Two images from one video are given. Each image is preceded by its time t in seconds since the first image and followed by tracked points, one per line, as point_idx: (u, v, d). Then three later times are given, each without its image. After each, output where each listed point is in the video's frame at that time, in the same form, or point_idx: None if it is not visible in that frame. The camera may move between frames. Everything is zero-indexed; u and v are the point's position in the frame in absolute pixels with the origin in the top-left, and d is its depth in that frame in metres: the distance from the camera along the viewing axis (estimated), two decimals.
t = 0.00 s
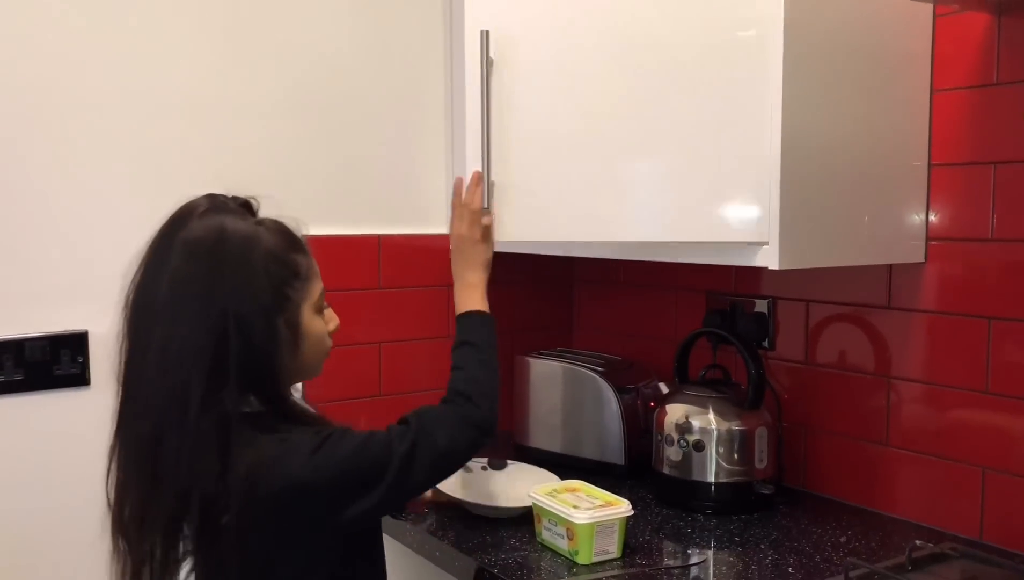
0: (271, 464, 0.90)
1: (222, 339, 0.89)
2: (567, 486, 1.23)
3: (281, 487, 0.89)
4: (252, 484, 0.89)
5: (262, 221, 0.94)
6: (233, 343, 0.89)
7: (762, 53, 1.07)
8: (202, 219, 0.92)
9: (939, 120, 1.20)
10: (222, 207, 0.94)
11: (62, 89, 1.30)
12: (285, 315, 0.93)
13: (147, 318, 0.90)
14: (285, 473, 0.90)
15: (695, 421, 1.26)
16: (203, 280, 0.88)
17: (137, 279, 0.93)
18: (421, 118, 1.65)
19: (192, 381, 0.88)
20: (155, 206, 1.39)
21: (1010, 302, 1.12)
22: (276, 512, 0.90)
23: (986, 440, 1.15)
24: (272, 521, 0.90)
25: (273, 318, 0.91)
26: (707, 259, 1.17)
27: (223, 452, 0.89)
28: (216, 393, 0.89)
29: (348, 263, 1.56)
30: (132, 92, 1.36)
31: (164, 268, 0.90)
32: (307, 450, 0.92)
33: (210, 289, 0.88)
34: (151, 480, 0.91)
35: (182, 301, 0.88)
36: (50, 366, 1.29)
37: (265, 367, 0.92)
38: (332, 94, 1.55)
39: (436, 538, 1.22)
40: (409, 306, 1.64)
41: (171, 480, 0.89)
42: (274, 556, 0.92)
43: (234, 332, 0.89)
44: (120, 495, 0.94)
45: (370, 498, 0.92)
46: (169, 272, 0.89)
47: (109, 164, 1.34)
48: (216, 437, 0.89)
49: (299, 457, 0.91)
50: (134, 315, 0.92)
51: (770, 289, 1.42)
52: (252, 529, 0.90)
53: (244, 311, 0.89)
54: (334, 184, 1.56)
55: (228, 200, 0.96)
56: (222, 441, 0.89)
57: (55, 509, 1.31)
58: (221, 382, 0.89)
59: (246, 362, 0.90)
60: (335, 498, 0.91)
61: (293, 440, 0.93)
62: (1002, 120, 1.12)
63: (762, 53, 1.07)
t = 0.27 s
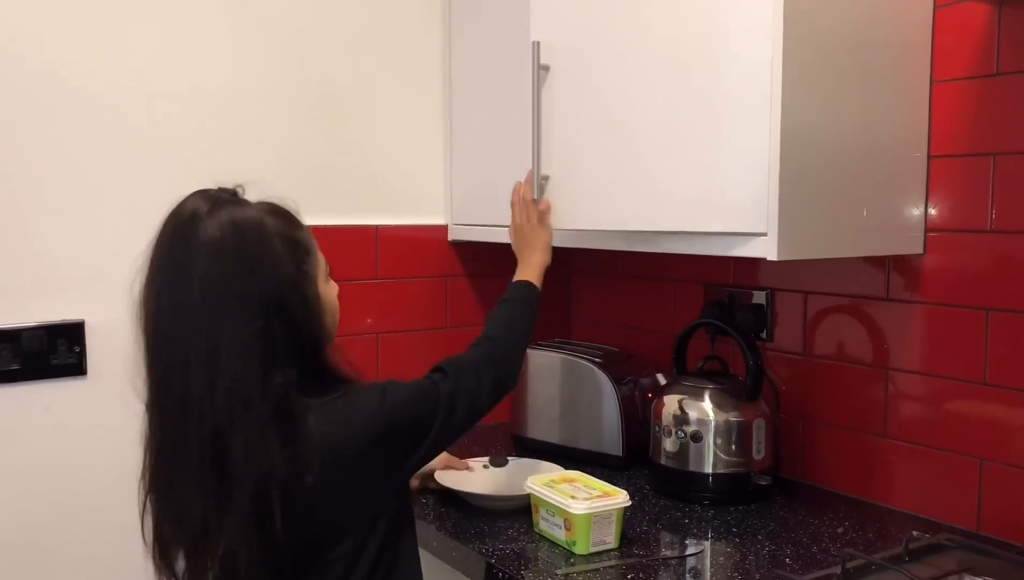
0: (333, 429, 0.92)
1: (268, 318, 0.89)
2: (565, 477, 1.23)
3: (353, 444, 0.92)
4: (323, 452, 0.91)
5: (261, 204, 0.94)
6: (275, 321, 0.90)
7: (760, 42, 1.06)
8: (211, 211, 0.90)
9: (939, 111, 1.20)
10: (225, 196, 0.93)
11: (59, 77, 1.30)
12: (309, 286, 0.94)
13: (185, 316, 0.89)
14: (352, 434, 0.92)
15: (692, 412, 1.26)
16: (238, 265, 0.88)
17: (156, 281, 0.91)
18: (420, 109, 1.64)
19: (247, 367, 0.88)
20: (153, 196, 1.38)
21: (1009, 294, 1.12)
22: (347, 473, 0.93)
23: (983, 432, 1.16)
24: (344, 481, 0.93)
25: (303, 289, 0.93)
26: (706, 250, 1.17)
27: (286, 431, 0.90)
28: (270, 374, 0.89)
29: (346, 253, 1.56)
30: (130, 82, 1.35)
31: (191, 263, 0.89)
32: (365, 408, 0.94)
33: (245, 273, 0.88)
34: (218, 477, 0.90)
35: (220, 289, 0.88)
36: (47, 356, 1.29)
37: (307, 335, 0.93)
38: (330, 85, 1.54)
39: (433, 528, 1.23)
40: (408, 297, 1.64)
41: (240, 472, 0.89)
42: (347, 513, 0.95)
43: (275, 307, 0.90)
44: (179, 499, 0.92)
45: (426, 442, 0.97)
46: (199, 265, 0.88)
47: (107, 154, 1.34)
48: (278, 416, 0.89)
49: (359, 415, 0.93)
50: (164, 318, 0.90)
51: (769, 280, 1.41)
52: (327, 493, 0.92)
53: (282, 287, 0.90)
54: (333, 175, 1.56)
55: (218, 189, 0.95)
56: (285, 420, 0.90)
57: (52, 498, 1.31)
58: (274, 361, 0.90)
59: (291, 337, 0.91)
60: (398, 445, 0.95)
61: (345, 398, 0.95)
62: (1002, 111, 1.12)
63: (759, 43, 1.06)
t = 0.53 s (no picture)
0: (303, 423, 0.96)
1: (258, 307, 0.94)
2: (559, 472, 1.23)
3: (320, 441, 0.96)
4: (290, 443, 0.95)
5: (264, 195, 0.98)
6: (267, 311, 0.95)
7: (755, 36, 1.06)
8: (216, 197, 0.95)
9: (934, 106, 1.19)
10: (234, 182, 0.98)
11: (52, 70, 1.29)
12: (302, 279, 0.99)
13: (179, 304, 0.94)
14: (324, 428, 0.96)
15: (686, 407, 1.26)
16: (234, 254, 0.93)
17: (156, 262, 0.96)
18: (415, 103, 1.64)
19: (234, 352, 0.93)
20: (147, 189, 1.38)
21: (1004, 290, 1.12)
22: (315, 465, 0.97)
23: (977, 427, 1.15)
24: (308, 474, 0.97)
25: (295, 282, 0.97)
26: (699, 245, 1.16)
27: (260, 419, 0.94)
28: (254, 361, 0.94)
29: (340, 248, 1.55)
30: (123, 74, 1.35)
31: (191, 247, 0.93)
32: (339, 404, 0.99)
33: (243, 261, 0.93)
34: (189, 462, 0.95)
35: (218, 276, 0.92)
36: (40, 350, 1.28)
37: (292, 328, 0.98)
38: (325, 78, 1.54)
39: (427, 523, 1.22)
40: (403, 291, 1.64)
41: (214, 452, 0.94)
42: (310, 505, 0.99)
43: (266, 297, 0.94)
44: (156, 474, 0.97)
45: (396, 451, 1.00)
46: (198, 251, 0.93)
47: (101, 147, 1.33)
48: (254, 404, 0.94)
49: (331, 412, 0.97)
50: (162, 299, 0.95)
51: (764, 275, 1.41)
52: (291, 482, 0.97)
53: (276, 277, 0.95)
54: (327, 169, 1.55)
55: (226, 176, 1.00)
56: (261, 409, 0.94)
57: (45, 493, 1.31)
58: (259, 350, 0.95)
59: (275, 329, 0.96)
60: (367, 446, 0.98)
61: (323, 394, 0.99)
62: (997, 105, 1.12)
63: (755, 37, 1.06)
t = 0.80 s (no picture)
0: (302, 436, 0.99)
1: (254, 328, 0.98)
2: (557, 465, 1.22)
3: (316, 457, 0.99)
4: (286, 458, 0.98)
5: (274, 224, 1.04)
6: (268, 329, 0.99)
7: (753, 25, 1.05)
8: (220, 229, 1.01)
9: (935, 96, 1.18)
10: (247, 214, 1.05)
11: (47, 62, 1.28)
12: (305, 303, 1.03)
13: (189, 323, 0.99)
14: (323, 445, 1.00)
15: (685, 401, 1.25)
16: (231, 280, 0.98)
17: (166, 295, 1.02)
18: (412, 95, 1.63)
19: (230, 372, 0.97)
20: (143, 182, 1.37)
21: (1005, 282, 1.11)
22: (311, 482, 0.99)
23: (977, 420, 1.15)
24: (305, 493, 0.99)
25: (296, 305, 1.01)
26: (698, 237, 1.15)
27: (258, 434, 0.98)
28: (251, 380, 0.98)
29: (337, 241, 1.55)
30: (118, 66, 1.34)
31: (193, 276, 0.99)
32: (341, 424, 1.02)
33: (239, 285, 0.98)
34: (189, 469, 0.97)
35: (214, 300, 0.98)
36: (36, 343, 1.28)
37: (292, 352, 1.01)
38: (322, 70, 1.53)
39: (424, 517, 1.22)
40: (401, 285, 1.63)
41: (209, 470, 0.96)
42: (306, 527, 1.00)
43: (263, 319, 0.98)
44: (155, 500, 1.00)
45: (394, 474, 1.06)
46: (199, 278, 0.99)
47: (96, 140, 1.33)
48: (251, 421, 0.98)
49: (332, 431, 1.01)
50: (167, 327, 1.01)
51: (763, 268, 1.40)
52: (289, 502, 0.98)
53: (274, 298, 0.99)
54: (325, 162, 1.54)
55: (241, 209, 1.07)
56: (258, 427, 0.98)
57: (40, 487, 1.30)
58: (256, 369, 0.99)
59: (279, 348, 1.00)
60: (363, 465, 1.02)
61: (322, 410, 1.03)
62: (999, 96, 1.11)
63: (755, 26, 1.05)
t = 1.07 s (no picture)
0: (300, 459, 0.98)
1: (246, 353, 0.99)
2: (558, 460, 1.22)
3: (313, 480, 0.98)
4: (280, 477, 0.98)
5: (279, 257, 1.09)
6: (262, 354, 1.00)
7: (755, 18, 1.04)
8: (219, 262, 1.03)
9: (938, 89, 1.18)
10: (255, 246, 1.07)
11: (47, 57, 1.28)
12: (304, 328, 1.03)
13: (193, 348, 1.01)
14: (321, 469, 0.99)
15: (687, 395, 1.25)
16: (224, 307, 1.00)
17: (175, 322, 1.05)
18: (414, 89, 1.63)
19: (225, 394, 0.99)
20: (144, 177, 1.37)
21: (1009, 276, 1.11)
22: (304, 504, 0.99)
23: (980, 415, 1.14)
24: (299, 514, 0.99)
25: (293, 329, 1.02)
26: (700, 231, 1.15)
27: (253, 455, 0.98)
28: (245, 402, 0.99)
29: (339, 236, 1.54)
30: (119, 61, 1.34)
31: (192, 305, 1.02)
32: (343, 451, 1.01)
33: (230, 312, 1.00)
34: (186, 487, 0.98)
35: (209, 325, 1.00)
36: (37, 338, 1.28)
37: (289, 376, 1.01)
38: (323, 64, 1.52)
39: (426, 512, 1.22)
40: (403, 279, 1.63)
41: (202, 488, 0.98)
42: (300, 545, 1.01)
43: (257, 343, 1.00)
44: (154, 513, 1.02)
45: (396, 498, 1.05)
46: (194, 307, 1.01)
47: (97, 134, 1.32)
48: (246, 441, 0.98)
49: (332, 457, 1.00)
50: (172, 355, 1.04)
51: (766, 262, 1.40)
52: (282, 522, 0.99)
53: (266, 323, 1.00)
54: (326, 156, 1.54)
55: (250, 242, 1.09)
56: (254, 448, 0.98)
57: (42, 482, 1.30)
58: (250, 392, 1.00)
59: (280, 371, 1.01)
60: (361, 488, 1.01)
61: (328, 435, 1.02)
62: (1002, 88, 1.10)
63: (757, 19, 1.04)
